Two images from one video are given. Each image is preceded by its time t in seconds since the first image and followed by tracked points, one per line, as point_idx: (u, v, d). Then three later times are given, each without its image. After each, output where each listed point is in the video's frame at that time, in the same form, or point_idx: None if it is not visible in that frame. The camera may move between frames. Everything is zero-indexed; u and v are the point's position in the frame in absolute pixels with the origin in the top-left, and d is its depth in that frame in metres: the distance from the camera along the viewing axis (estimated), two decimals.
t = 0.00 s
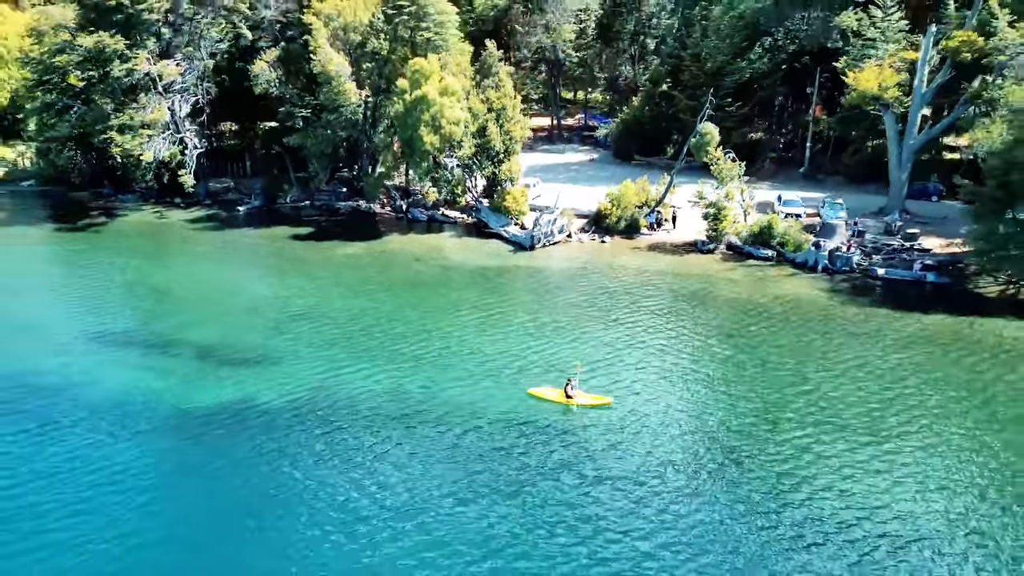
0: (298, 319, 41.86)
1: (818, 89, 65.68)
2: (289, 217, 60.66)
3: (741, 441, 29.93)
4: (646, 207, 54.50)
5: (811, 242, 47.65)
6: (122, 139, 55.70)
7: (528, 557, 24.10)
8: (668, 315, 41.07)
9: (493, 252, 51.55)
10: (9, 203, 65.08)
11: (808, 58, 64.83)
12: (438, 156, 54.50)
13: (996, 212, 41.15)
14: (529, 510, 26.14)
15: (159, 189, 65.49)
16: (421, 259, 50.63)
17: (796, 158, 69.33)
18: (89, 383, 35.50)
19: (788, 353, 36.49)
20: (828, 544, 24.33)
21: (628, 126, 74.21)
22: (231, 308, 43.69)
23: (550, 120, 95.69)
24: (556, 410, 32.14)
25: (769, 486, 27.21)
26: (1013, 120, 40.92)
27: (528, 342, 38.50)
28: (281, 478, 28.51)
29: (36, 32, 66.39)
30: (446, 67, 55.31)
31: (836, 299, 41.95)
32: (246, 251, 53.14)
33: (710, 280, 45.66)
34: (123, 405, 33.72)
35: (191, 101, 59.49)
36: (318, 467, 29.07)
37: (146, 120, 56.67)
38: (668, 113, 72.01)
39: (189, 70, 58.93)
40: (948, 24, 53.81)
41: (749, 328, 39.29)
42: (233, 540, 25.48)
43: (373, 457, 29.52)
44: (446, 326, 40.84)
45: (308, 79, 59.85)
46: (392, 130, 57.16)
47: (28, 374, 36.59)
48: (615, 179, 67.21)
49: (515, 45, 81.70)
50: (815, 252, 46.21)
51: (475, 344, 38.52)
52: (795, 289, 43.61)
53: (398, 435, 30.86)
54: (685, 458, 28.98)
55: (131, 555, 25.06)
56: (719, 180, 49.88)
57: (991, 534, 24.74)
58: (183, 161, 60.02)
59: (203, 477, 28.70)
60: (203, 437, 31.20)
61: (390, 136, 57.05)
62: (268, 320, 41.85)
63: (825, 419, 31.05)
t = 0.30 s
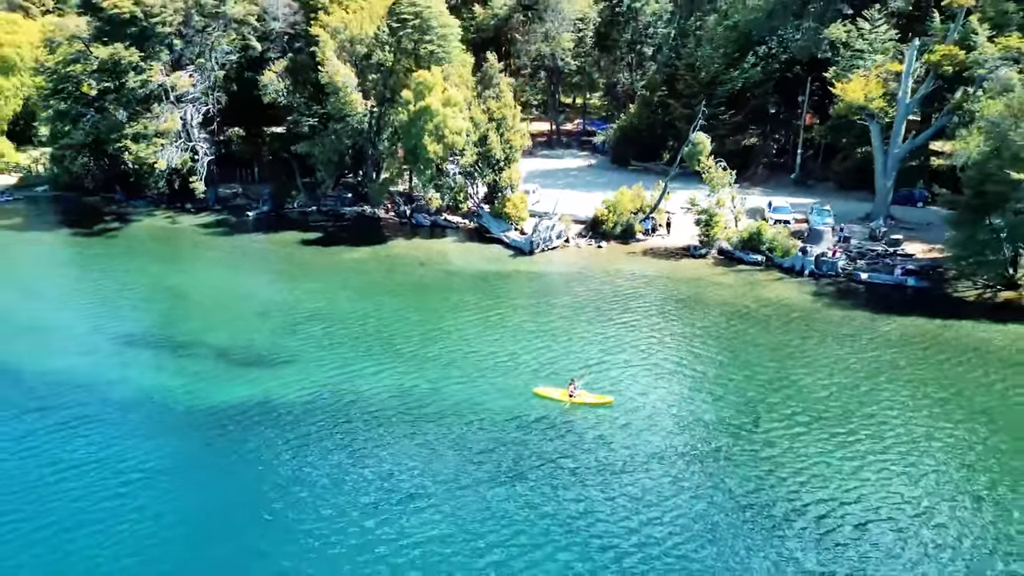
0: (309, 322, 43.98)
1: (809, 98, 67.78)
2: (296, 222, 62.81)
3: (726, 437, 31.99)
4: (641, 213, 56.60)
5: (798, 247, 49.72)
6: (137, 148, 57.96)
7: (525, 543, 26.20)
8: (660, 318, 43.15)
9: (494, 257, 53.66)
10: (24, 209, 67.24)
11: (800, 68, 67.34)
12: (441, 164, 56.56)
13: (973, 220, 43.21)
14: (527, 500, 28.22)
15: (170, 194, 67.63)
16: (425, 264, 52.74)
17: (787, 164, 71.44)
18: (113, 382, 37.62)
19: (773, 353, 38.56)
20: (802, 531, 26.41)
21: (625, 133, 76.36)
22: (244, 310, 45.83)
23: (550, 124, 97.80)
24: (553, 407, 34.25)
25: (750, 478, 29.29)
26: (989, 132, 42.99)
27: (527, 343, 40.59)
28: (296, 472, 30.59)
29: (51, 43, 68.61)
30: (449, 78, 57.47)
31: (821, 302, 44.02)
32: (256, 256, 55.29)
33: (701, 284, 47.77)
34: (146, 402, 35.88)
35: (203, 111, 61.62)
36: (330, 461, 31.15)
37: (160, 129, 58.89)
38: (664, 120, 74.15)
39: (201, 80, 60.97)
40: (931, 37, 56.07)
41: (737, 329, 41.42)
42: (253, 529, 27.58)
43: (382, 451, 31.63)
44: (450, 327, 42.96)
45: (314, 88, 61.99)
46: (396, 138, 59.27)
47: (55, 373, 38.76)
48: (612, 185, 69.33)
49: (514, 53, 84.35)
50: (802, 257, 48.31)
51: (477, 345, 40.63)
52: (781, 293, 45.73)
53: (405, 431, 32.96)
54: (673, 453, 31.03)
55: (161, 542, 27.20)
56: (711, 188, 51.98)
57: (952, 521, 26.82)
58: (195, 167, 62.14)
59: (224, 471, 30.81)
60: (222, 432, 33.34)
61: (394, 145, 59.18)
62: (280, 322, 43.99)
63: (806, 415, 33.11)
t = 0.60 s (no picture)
0: (318, 324, 46.06)
1: (800, 106, 69.83)
2: (303, 227, 64.89)
3: (713, 431, 34.03)
4: (637, 218, 58.65)
5: (786, 252, 51.82)
6: (151, 156, 60.17)
7: (522, 530, 28.22)
8: (654, 320, 45.20)
9: (495, 261, 55.73)
10: (40, 214, 69.42)
11: (791, 77, 69.28)
12: (444, 171, 58.61)
13: (952, 226, 45.31)
14: (525, 491, 30.26)
15: (181, 200, 69.74)
16: (428, 268, 54.84)
17: (780, 170, 73.49)
18: (134, 381, 39.74)
19: (760, 353, 40.62)
20: (778, 519, 28.44)
21: (622, 139, 78.45)
22: (256, 313, 47.92)
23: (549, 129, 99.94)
24: (550, 404, 36.31)
25: (733, 470, 31.31)
26: (967, 143, 45.07)
27: (526, 344, 42.65)
28: (309, 465, 32.65)
29: (65, 52, 70.78)
30: (452, 89, 59.79)
31: (807, 305, 46.10)
32: (266, 260, 57.40)
33: (693, 287, 49.85)
34: (167, 400, 37.98)
35: (213, 120, 63.63)
36: (341, 455, 33.19)
37: (172, 137, 60.82)
38: (660, 127, 76.21)
39: (212, 90, 62.95)
40: (917, 49, 58.08)
41: (726, 330, 43.51)
42: (269, 518, 29.64)
43: (389, 446, 33.69)
44: (453, 329, 45.05)
45: (321, 97, 64.14)
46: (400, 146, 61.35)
47: (79, 372, 40.90)
48: (609, 190, 71.42)
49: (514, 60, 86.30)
50: (790, 262, 50.42)
51: (478, 346, 42.70)
52: (769, 296, 47.83)
53: (411, 427, 35.02)
54: (662, 447, 33.07)
55: (185, 531, 29.27)
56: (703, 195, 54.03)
57: (919, 510, 28.84)
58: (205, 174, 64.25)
59: (242, 465, 32.87)
60: (240, 429, 35.43)
61: (399, 152, 61.26)
62: (291, 325, 46.06)
63: (788, 411, 35.14)
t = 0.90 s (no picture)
0: (328, 325, 48.25)
1: (791, 113, 72.07)
2: (310, 231, 67.13)
3: (698, 424, 36.24)
4: (632, 222, 60.81)
5: (775, 255, 53.98)
6: (165, 163, 62.39)
7: (519, 516, 30.46)
8: (648, 320, 47.37)
9: (496, 264, 57.93)
10: (54, 218, 71.69)
11: (782, 85, 71.73)
12: (447, 177, 60.81)
13: (932, 231, 47.43)
14: (522, 480, 32.48)
15: (191, 204, 71.98)
16: (432, 270, 57.08)
17: (772, 175, 75.74)
18: (153, 379, 41.93)
19: (746, 352, 42.78)
20: (756, 506, 30.64)
21: (619, 144, 80.67)
22: (268, 314, 50.10)
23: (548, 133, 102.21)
24: (548, 399, 38.49)
25: (718, 461, 33.50)
26: (946, 152, 47.23)
27: (526, 344, 44.81)
28: (323, 457, 34.86)
29: (78, 60, 72.93)
30: (454, 98, 62.08)
31: (794, 307, 48.32)
32: (275, 263, 59.64)
33: (685, 290, 52.03)
34: (186, 396, 40.17)
35: (223, 127, 65.94)
36: (352, 447, 35.41)
37: (185, 145, 63.10)
38: (656, 133, 78.37)
39: (222, 99, 65.15)
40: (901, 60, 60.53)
41: (717, 330, 45.72)
42: (283, 505, 31.88)
43: (397, 438, 35.92)
44: (456, 329, 47.25)
45: (327, 106, 66.60)
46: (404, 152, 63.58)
47: (102, 371, 43.12)
48: (606, 195, 73.61)
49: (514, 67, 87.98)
50: (779, 265, 52.61)
51: (481, 345, 44.91)
52: (758, 298, 50.02)
53: (417, 421, 37.25)
54: (651, 439, 35.28)
55: (206, 518, 31.53)
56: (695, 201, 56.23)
57: (890, 497, 31.03)
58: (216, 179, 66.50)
59: (259, 456, 35.08)
60: (257, 423, 37.63)
61: (403, 159, 63.47)
62: (301, 326, 48.25)
63: (771, 406, 37.34)
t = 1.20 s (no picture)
0: (336, 326, 50.45)
1: (783, 120, 74.25)
2: (317, 235, 69.36)
3: (686, 418, 38.46)
4: (628, 227, 63.02)
5: (765, 259, 56.15)
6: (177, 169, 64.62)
7: (517, 502, 32.65)
8: (642, 321, 49.58)
9: (497, 268, 60.17)
10: (68, 222, 73.90)
11: (774, 92, 74.00)
12: (449, 183, 63.11)
13: (914, 237, 49.55)
14: (521, 469, 34.68)
15: (200, 209, 74.20)
16: (435, 273, 59.32)
17: (764, 180, 77.92)
18: (172, 378, 44.13)
19: (734, 351, 45.01)
20: (737, 492, 32.81)
21: (616, 150, 82.91)
22: (278, 316, 52.29)
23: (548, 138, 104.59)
24: (546, 395, 40.69)
25: (704, 451, 35.70)
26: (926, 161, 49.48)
27: (525, 344, 46.97)
28: (334, 449, 37.05)
29: (91, 69, 75.16)
30: (456, 107, 64.37)
31: (781, 309, 50.57)
32: (284, 266, 61.87)
33: (678, 292, 54.26)
34: (204, 393, 42.37)
35: (233, 134, 68.35)
36: (361, 440, 37.62)
37: (196, 152, 65.22)
38: (652, 139, 80.62)
39: (232, 107, 67.53)
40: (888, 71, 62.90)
41: (707, 330, 47.96)
42: (297, 493, 34.07)
43: (404, 432, 38.13)
44: (459, 330, 49.46)
45: (333, 113, 68.84)
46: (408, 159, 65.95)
47: (122, 369, 45.31)
48: (603, 199, 75.84)
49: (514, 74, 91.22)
50: (768, 269, 54.83)
51: (483, 345, 47.12)
52: (747, 300, 52.25)
53: (423, 416, 39.45)
54: (641, 432, 37.48)
55: (226, 505, 33.73)
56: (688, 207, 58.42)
57: (864, 484, 33.21)
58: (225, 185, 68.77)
59: (274, 449, 37.27)
60: (271, 419, 39.82)
61: (407, 165, 65.73)
62: (311, 326, 50.46)
63: (756, 402, 39.53)
